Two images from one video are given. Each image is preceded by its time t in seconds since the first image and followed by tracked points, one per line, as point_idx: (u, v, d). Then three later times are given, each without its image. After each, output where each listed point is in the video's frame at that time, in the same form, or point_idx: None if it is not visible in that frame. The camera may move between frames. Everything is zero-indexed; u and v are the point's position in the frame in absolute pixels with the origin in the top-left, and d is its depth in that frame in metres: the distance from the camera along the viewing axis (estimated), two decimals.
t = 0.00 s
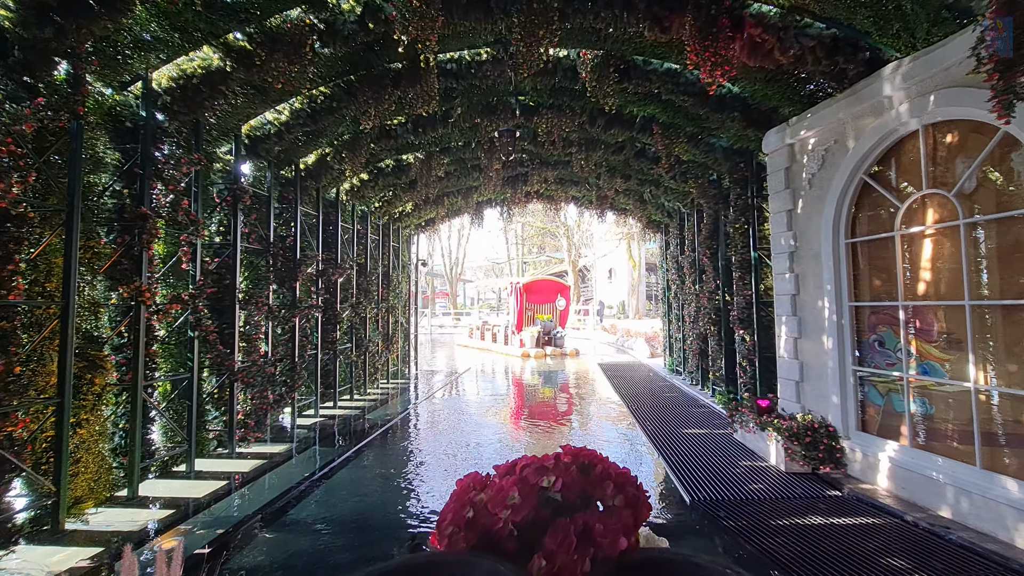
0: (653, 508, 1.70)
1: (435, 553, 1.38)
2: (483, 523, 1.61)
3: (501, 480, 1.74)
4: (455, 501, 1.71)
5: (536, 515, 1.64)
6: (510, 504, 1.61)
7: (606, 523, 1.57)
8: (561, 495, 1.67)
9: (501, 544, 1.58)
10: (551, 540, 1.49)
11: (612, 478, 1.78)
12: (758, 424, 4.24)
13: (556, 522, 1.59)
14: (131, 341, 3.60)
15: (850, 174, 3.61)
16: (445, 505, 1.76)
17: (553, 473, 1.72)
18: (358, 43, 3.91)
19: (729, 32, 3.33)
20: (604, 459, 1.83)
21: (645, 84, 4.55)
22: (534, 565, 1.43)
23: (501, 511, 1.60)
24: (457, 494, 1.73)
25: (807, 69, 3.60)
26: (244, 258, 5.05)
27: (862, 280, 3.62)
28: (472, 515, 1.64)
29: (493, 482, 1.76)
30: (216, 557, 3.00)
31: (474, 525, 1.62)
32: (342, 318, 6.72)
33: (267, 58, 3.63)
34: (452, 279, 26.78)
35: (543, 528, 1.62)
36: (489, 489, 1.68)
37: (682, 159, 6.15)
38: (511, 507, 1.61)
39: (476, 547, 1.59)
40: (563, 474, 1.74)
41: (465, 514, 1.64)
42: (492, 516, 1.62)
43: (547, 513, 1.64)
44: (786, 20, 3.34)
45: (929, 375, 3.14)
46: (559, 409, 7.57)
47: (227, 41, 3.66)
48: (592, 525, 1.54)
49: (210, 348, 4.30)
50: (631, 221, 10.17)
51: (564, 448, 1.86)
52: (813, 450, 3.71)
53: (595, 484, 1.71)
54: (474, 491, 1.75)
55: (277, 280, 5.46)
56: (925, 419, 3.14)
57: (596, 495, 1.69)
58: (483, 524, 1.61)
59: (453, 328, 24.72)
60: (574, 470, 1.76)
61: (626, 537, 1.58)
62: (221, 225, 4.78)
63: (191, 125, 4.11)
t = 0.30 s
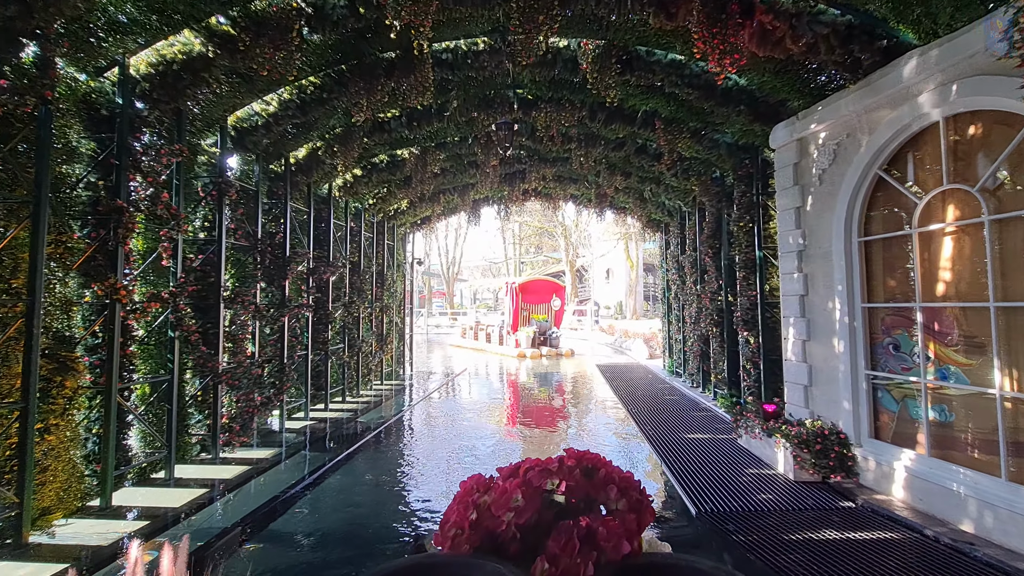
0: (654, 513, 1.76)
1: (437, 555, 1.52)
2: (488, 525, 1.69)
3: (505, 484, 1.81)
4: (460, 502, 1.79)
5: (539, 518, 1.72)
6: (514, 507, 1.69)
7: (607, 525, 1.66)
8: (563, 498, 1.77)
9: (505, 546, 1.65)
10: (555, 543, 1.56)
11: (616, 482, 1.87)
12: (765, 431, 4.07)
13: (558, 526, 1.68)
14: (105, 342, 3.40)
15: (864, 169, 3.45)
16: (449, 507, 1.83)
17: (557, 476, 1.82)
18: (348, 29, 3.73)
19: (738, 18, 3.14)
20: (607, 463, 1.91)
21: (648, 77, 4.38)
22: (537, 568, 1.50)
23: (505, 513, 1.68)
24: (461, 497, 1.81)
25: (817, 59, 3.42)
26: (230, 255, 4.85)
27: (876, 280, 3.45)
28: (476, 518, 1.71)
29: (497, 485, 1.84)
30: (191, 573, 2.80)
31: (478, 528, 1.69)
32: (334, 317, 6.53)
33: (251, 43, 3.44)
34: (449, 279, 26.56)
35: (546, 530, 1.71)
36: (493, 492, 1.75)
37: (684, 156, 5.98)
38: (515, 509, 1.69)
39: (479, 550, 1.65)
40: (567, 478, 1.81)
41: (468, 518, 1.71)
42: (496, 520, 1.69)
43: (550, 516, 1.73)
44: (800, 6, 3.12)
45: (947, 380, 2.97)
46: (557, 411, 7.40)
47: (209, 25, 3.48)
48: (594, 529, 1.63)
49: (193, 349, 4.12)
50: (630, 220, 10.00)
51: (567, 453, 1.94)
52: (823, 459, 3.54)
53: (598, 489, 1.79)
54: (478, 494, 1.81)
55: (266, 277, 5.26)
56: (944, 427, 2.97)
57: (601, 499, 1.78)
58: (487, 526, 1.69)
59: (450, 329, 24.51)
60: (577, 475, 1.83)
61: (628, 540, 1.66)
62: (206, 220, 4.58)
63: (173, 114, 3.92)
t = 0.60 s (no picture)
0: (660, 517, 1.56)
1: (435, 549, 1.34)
2: (490, 524, 1.52)
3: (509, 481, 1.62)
4: (461, 501, 1.59)
5: (541, 519, 1.53)
6: (516, 506, 1.50)
7: (610, 528, 1.47)
8: (566, 499, 1.56)
9: (507, 546, 1.48)
10: (556, 542, 1.38)
11: (619, 484, 1.65)
12: (772, 436, 3.90)
13: (560, 527, 1.49)
14: (75, 341, 3.20)
15: (878, 162, 3.28)
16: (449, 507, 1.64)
17: (560, 476, 1.60)
18: (336, 12, 3.61)
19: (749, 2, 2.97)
20: (612, 464, 1.69)
21: (651, 67, 4.20)
22: (538, 568, 1.32)
23: (506, 513, 1.50)
24: (462, 495, 1.61)
25: (830, 45, 3.24)
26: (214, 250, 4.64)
27: (890, 279, 3.29)
28: (478, 517, 1.53)
29: (500, 483, 1.65)
30: None
31: (478, 527, 1.52)
32: (325, 315, 6.33)
33: (232, 25, 3.23)
34: (445, 278, 26.34)
35: (549, 532, 1.52)
36: (495, 489, 1.57)
37: (686, 152, 5.81)
38: (518, 509, 1.50)
39: (481, 550, 1.48)
40: (571, 478, 1.60)
41: (470, 515, 1.53)
42: (497, 518, 1.51)
43: (552, 517, 1.53)
44: None
45: (969, 385, 2.80)
46: (554, 412, 7.22)
47: (188, 5, 3.27)
48: (597, 531, 1.45)
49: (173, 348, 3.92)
50: (630, 218, 9.83)
51: (570, 451, 1.71)
52: (834, 467, 3.36)
53: (601, 489, 1.58)
54: (479, 492, 1.63)
55: (252, 274, 5.06)
56: (964, 434, 2.81)
57: (603, 501, 1.57)
58: (489, 525, 1.52)
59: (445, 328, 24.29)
60: (581, 474, 1.62)
61: (630, 544, 1.46)
62: (188, 213, 4.38)
63: (152, 101, 3.71)
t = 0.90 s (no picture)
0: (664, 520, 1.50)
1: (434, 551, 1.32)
2: (489, 525, 1.48)
3: (511, 480, 1.57)
4: (461, 500, 1.55)
5: (543, 520, 1.48)
6: (516, 508, 1.46)
7: (614, 530, 1.43)
8: (568, 500, 1.51)
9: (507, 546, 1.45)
10: (557, 544, 1.34)
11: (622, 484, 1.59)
12: (780, 442, 3.73)
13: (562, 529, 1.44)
14: (40, 344, 2.99)
15: (893, 154, 3.12)
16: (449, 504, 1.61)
17: (562, 476, 1.53)
18: None
19: None
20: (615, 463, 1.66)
21: (652, 57, 4.02)
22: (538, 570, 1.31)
23: (506, 514, 1.45)
24: (462, 493, 1.58)
25: (842, 31, 3.07)
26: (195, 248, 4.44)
27: (905, 276, 3.12)
28: (478, 517, 1.49)
29: (499, 482, 1.58)
30: None
31: (479, 527, 1.48)
32: (315, 315, 6.13)
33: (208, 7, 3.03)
34: (441, 278, 26.14)
35: (550, 532, 1.47)
36: (495, 489, 1.51)
37: (687, 146, 5.63)
38: (518, 510, 1.45)
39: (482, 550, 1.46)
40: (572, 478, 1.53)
41: (470, 515, 1.50)
42: (498, 518, 1.47)
43: (553, 518, 1.48)
44: None
45: (993, 389, 2.63)
46: (552, 414, 7.04)
47: None
48: (599, 532, 1.41)
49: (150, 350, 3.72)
50: (629, 216, 9.66)
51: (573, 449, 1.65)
52: (847, 475, 3.19)
53: (604, 491, 1.52)
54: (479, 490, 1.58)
55: (237, 273, 4.86)
56: (987, 442, 2.64)
57: (605, 502, 1.51)
58: (488, 526, 1.48)
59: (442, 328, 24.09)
60: (584, 475, 1.56)
61: (634, 545, 1.42)
62: (167, 209, 4.18)
63: (126, 88, 3.51)
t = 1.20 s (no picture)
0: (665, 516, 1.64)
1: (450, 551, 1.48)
2: (495, 521, 1.64)
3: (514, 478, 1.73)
4: (467, 497, 1.72)
5: (547, 517, 1.63)
6: (521, 505, 1.61)
7: (615, 526, 1.58)
8: (571, 497, 1.66)
9: (511, 543, 1.60)
10: (560, 540, 1.50)
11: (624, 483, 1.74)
12: (788, 448, 3.57)
13: (566, 525, 1.60)
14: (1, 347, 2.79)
15: (907, 146, 2.97)
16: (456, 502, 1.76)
17: (566, 474, 1.69)
18: None
19: None
20: (616, 463, 1.81)
21: (654, 47, 3.84)
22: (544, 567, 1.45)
23: (511, 511, 1.60)
24: (468, 491, 1.74)
25: (855, 17, 2.90)
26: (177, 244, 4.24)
27: (920, 274, 2.97)
28: (484, 514, 1.66)
29: (505, 482, 1.75)
30: None
31: (486, 523, 1.64)
32: (305, 315, 5.94)
33: None
34: (437, 277, 25.93)
35: (554, 528, 1.62)
36: (501, 488, 1.67)
37: (688, 142, 5.48)
38: (522, 507, 1.61)
39: (487, 546, 1.62)
40: (575, 477, 1.68)
41: (475, 513, 1.65)
42: (504, 516, 1.62)
43: (556, 516, 1.64)
44: None
45: (1016, 394, 2.48)
46: (549, 416, 6.88)
47: None
48: (601, 529, 1.56)
49: (125, 352, 3.52)
50: (627, 214, 9.50)
51: (576, 450, 1.81)
52: (859, 484, 3.03)
53: (606, 489, 1.67)
54: (486, 490, 1.74)
55: (222, 271, 4.67)
56: (1011, 449, 2.49)
57: (609, 501, 1.66)
58: (494, 523, 1.64)
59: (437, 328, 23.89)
60: (586, 474, 1.71)
61: (635, 542, 1.56)
62: (147, 204, 4.00)
63: (100, 74, 3.31)
